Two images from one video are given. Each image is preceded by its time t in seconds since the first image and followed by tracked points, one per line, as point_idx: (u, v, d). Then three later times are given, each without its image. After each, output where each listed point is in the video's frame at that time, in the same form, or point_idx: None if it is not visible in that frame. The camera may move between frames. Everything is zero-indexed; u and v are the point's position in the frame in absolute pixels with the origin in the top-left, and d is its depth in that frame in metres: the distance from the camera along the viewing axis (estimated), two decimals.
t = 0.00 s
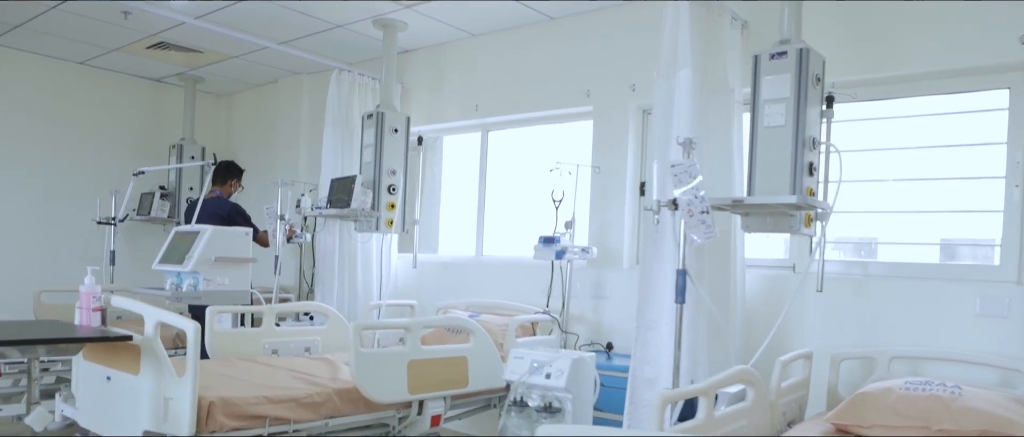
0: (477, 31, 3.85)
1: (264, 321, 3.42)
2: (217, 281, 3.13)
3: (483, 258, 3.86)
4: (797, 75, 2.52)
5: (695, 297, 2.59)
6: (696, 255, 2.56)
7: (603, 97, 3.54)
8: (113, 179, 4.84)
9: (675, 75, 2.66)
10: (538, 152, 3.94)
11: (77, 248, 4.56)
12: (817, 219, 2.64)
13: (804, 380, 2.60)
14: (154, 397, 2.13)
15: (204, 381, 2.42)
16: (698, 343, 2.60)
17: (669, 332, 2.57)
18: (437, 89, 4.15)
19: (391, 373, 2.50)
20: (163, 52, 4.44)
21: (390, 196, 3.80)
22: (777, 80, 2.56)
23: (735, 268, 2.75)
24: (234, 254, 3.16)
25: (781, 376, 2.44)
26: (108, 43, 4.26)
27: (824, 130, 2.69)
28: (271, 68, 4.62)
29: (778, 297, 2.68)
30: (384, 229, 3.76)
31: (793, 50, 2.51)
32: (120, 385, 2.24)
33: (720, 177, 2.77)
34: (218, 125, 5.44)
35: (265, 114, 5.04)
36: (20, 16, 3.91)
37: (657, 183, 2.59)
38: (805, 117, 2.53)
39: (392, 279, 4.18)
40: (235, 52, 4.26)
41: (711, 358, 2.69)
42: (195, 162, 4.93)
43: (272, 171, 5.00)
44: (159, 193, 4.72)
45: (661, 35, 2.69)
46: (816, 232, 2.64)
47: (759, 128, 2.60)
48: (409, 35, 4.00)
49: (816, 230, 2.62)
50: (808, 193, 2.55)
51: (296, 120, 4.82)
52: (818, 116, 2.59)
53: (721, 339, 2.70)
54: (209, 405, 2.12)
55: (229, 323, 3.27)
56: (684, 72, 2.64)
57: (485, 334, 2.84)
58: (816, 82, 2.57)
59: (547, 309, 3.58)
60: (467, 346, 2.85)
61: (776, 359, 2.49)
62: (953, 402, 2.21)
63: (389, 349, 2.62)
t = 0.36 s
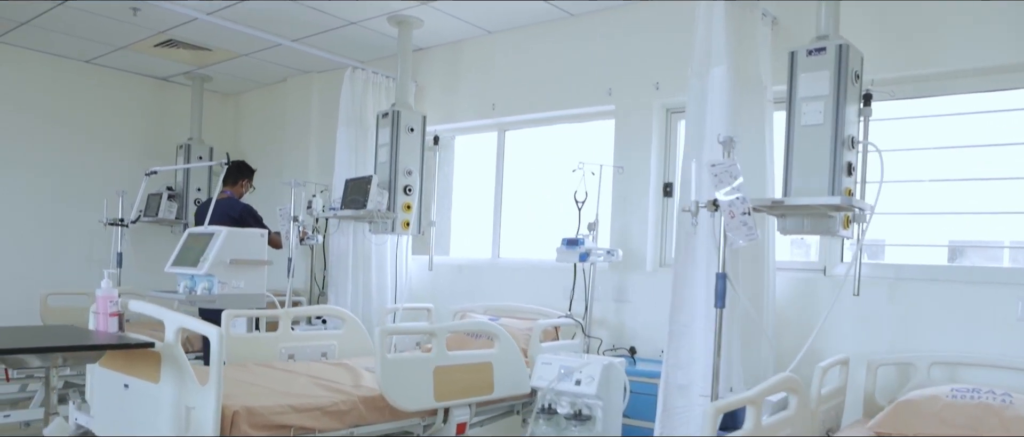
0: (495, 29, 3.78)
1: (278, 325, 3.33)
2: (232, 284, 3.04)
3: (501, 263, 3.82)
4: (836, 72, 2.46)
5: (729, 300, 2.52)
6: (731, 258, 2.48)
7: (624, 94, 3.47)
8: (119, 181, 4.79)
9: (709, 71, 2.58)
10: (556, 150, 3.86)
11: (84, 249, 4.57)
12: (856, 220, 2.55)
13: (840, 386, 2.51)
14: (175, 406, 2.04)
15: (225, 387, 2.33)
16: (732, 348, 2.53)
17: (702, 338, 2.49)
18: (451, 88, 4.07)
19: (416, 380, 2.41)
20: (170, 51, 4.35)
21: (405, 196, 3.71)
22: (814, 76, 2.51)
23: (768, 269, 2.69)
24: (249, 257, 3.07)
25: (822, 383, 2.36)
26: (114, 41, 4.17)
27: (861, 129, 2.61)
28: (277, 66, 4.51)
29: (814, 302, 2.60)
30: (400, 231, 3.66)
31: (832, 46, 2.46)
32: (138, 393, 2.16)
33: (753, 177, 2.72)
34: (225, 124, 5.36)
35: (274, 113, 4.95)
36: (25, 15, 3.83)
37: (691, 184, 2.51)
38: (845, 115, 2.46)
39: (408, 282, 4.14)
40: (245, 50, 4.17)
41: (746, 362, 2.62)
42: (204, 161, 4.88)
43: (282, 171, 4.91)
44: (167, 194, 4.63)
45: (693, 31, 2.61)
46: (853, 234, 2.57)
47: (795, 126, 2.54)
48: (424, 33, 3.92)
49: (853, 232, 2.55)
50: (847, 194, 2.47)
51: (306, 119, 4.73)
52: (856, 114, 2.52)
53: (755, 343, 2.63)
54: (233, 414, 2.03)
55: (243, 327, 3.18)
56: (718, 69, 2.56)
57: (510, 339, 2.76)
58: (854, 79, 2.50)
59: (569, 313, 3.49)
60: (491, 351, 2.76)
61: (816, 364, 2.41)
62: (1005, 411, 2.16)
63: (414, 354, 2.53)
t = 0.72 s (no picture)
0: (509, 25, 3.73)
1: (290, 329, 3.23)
2: (245, 287, 2.94)
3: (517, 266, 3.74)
4: (875, 67, 2.36)
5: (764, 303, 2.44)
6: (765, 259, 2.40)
7: (645, 93, 3.31)
8: (122, 182, 4.69)
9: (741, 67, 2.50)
10: (569, 149, 3.81)
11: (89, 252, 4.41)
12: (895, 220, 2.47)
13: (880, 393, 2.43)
14: (196, 416, 1.95)
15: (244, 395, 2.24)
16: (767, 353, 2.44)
17: (736, 343, 2.39)
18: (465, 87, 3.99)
19: (442, 387, 2.33)
20: (176, 50, 4.26)
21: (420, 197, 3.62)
22: (850, 73, 2.39)
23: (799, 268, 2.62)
24: (263, 260, 2.97)
25: (864, 390, 2.27)
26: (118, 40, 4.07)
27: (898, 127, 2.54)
28: (282, 64, 4.28)
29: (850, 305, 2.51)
30: (415, 232, 3.58)
31: (870, 41, 2.33)
32: (154, 403, 2.06)
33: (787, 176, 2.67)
34: (231, 124, 5.26)
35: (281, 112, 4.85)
36: (28, 13, 3.73)
37: (726, 184, 2.42)
38: (883, 112, 2.39)
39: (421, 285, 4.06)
40: (253, 48, 4.07)
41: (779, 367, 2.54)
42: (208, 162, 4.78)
43: (290, 172, 4.82)
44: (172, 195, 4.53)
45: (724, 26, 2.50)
46: (890, 234, 2.49)
47: (831, 124, 2.46)
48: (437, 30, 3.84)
49: (892, 232, 2.47)
50: (885, 193, 2.39)
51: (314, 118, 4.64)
52: (894, 111, 2.45)
53: (789, 347, 2.55)
54: (256, 425, 1.94)
55: (256, 332, 3.08)
56: (753, 65, 2.49)
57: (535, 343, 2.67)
58: (895, 75, 2.43)
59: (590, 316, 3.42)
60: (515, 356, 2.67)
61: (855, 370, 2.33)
62: None
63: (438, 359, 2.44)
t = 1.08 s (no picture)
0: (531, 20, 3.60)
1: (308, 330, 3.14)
2: (263, 287, 2.85)
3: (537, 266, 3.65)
4: (921, 61, 2.30)
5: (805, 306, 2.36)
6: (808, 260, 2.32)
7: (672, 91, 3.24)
8: (128, 178, 4.59)
9: (781, 63, 2.37)
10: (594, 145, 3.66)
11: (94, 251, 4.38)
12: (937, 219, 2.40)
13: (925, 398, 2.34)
14: (222, 424, 1.86)
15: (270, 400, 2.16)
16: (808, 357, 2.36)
17: (777, 346, 2.31)
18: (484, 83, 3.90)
19: (474, 391, 2.25)
20: (184, 44, 4.17)
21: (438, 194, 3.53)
22: (894, 69, 2.34)
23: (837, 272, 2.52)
24: (281, 259, 2.88)
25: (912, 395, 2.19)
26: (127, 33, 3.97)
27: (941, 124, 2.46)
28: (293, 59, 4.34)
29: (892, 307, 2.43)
30: (433, 231, 3.47)
31: (917, 35, 2.29)
32: (177, 409, 1.98)
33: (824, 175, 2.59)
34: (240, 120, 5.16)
35: (291, 108, 4.75)
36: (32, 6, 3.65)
37: (767, 182, 2.34)
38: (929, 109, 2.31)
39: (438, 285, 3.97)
40: (265, 42, 3.99)
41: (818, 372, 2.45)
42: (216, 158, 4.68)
43: (300, 169, 4.72)
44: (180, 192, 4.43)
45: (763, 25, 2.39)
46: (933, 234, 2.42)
47: (873, 121, 2.38)
48: (454, 25, 3.75)
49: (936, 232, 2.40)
50: (930, 193, 2.32)
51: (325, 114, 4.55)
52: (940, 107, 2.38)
53: (827, 351, 2.46)
54: (287, 433, 1.85)
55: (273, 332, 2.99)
56: (792, 60, 2.35)
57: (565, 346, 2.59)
58: (940, 70, 2.35)
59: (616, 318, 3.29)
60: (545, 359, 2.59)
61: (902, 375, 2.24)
62: None
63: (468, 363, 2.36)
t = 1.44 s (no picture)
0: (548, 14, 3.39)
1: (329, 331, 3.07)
2: (283, 287, 2.77)
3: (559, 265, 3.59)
4: (970, 55, 2.21)
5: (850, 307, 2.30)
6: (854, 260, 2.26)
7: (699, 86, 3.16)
8: (137, 176, 4.51)
9: (822, 59, 2.23)
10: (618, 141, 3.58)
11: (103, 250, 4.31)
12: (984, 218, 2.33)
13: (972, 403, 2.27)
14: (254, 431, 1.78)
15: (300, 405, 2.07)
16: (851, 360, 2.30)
17: (820, 349, 2.23)
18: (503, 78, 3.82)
19: (510, 396, 2.17)
20: (196, 38, 4.09)
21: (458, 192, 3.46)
22: (943, 62, 2.25)
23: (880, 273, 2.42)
24: (302, 258, 2.80)
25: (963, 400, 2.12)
26: (138, 27, 3.89)
27: (988, 119, 2.38)
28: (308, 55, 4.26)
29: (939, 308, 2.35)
30: (453, 229, 3.41)
31: (965, 28, 2.17)
32: (206, 415, 1.90)
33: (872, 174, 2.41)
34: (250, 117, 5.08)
35: (303, 105, 4.68)
36: None
37: (810, 181, 2.21)
38: (978, 104, 2.25)
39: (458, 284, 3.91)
40: (279, 37, 3.91)
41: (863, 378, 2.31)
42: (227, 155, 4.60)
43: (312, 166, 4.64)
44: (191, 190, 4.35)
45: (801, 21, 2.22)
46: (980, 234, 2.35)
47: (918, 116, 2.31)
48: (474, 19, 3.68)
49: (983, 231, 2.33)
50: (978, 191, 2.27)
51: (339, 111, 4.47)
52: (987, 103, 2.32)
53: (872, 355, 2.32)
54: None
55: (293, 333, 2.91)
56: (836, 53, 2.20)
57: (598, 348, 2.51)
58: (988, 64, 2.28)
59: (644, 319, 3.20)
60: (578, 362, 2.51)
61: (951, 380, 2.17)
62: None
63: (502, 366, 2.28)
